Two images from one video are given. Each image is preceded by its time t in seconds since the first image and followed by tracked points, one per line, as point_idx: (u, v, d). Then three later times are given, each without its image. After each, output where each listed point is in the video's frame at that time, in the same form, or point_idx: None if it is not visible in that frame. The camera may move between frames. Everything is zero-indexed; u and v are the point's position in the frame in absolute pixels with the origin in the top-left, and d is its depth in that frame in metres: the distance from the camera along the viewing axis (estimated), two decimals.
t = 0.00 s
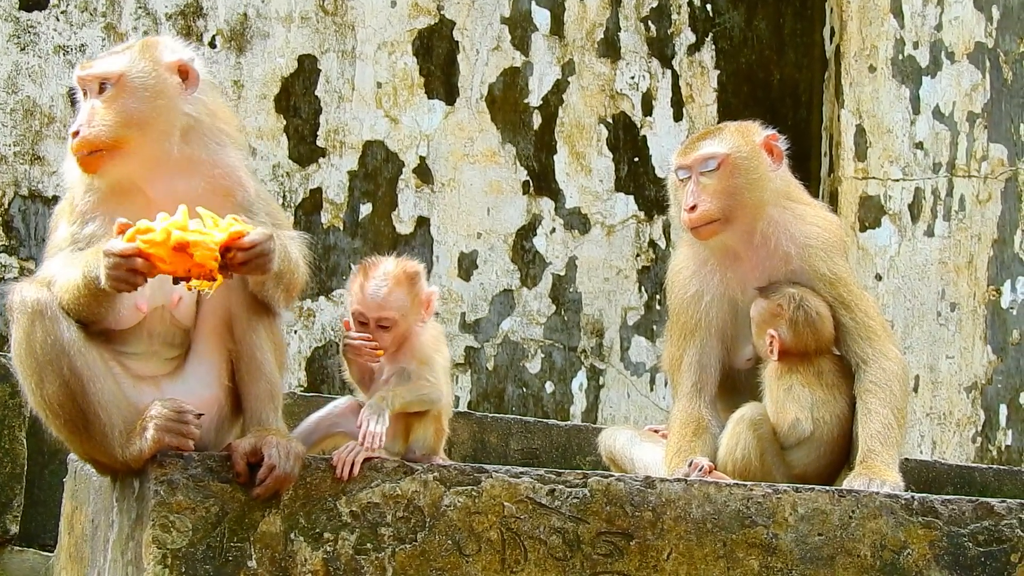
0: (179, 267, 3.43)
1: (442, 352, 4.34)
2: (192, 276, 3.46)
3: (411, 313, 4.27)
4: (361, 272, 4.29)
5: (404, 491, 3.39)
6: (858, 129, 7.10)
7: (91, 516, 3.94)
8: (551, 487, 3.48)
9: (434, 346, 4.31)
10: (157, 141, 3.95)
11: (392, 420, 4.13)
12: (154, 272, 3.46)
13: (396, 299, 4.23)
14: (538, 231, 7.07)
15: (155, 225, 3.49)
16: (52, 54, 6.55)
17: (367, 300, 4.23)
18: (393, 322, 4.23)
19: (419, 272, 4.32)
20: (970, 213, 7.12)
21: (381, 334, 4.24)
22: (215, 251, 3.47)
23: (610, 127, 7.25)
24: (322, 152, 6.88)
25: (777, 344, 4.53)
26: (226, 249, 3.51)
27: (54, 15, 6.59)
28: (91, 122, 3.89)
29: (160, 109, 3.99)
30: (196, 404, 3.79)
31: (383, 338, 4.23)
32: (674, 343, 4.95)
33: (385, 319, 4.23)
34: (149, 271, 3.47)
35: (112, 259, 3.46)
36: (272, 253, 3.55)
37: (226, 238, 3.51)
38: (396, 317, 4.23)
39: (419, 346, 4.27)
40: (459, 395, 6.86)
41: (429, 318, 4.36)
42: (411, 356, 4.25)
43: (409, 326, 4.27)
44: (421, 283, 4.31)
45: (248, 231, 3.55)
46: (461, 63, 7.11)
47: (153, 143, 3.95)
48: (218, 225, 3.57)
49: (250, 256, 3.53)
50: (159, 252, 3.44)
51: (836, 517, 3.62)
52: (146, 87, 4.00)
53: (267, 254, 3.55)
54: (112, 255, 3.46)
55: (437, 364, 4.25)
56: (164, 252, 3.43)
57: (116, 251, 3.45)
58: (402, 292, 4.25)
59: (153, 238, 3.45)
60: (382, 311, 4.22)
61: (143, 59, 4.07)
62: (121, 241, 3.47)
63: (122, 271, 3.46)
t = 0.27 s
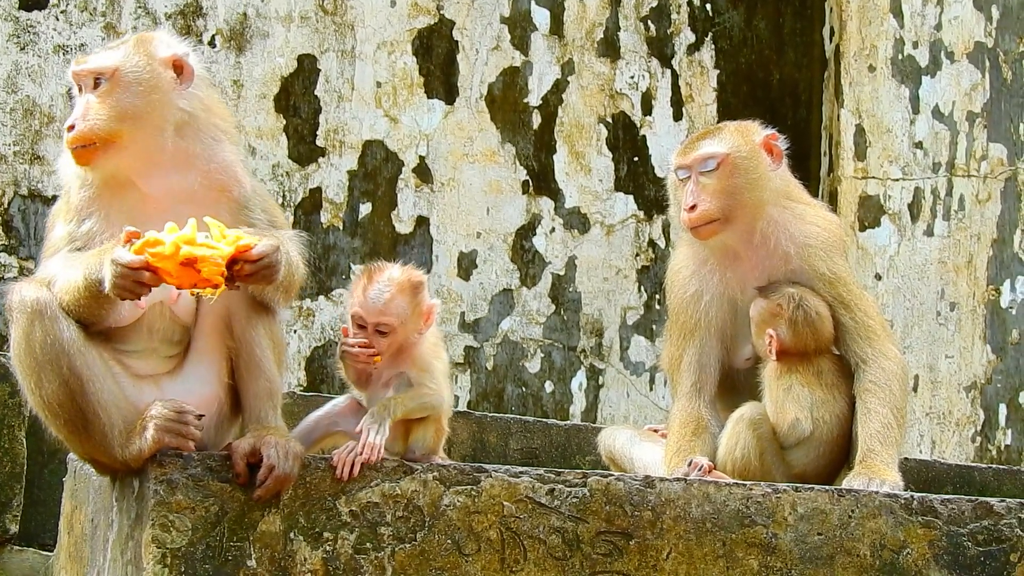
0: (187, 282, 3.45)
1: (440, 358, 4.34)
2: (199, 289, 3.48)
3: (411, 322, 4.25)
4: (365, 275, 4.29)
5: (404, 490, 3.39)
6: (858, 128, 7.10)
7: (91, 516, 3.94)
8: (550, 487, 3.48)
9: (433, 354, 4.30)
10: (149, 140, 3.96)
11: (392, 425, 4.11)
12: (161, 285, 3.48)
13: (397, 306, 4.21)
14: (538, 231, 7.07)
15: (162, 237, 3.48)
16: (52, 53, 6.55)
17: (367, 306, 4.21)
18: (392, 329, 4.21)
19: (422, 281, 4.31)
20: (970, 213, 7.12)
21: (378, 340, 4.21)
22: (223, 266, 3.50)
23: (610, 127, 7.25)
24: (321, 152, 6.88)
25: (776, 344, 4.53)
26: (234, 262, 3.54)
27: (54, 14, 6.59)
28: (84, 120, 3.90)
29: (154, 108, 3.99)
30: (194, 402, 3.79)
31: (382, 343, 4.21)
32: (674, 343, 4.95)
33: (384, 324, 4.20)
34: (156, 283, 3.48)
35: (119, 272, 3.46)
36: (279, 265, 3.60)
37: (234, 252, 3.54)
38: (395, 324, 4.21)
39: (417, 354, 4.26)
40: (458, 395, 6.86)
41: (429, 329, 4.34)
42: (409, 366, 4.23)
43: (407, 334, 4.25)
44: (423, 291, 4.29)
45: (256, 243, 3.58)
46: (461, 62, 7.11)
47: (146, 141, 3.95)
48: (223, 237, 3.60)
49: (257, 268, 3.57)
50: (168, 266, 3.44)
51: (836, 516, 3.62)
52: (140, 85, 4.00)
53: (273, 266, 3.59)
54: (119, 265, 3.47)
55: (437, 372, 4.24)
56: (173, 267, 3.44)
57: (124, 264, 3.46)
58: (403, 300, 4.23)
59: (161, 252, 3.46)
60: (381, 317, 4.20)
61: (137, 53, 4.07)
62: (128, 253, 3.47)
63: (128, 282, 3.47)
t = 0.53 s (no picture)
0: (176, 291, 3.44)
1: (440, 356, 4.37)
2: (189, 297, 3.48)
3: (413, 327, 4.27)
4: (362, 284, 4.26)
5: (403, 490, 3.39)
6: (857, 128, 7.10)
7: (91, 516, 3.94)
8: (550, 486, 3.48)
9: (434, 353, 4.34)
10: (193, 166, 3.94)
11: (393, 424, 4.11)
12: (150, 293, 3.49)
13: (399, 316, 4.23)
14: (537, 230, 7.07)
15: (151, 246, 3.48)
16: (52, 53, 6.55)
17: (369, 320, 4.21)
18: (396, 339, 4.23)
19: (418, 282, 4.31)
20: (969, 213, 7.12)
21: (382, 351, 4.24)
22: (213, 273, 3.48)
23: (609, 126, 7.25)
24: (321, 152, 6.89)
25: (776, 343, 4.53)
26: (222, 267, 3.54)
27: (54, 14, 6.59)
28: (160, 159, 3.80)
29: (201, 132, 3.94)
30: (185, 397, 3.81)
31: (387, 354, 4.23)
32: (674, 342, 4.95)
33: (388, 337, 4.22)
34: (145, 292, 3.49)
35: (109, 281, 3.48)
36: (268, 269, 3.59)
37: (222, 257, 3.54)
38: (398, 334, 4.23)
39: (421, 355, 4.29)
40: (458, 394, 6.86)
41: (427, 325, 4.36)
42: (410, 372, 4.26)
43: (410, 338, 4.27)
44: (421, 294, 4.30)
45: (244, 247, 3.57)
46: (460, 62, 7.11)
47: (187, 166, 3.93)
48: (211, 241, 3.59)
49: (246, 272, 3.57)
50: (156, 276, 3.44)
51: (835, 516, 3.62)
52: (194, 110, 3.91)
53: (262, 270, 3.60)
54: (109, 274, 3.48)
55: (440, 372, 4.28)
56: (161, 277, 3.44)
57: (113, 274, 3.47)
58: (403, 308, 4.23)
59: (150, 261, 3.46)
60: (384, 330, 4.21)
61: (185, 64, 3.91)
62: (116, 263, 3.48)
63: (117, 290, 3.49)
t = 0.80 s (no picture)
0: (190, 304, 3.46)
1: (443, 358, 4.37)
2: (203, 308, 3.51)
3: (419, 323, 4.29)
4: (376, 274, 4.31)
5: (403, 489, 3.40)
6: (858, 127, 7.11)
7: (90, 515, 3.94)
8: (550, 486, 3.48)
9: (437, 354, 4.34)
10: (209, 180, 3.97)
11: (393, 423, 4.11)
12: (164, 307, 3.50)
13: (406, 310, 4.25)
14: (537, 230, 7.07)
15: (166, 262, 3.47)
16: (51, 53, 6.55)
17: (377, 310, 4.24)
18: (402, 332, 4.24)
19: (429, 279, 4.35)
20: (969, 212, 7.12)
21: (387, 343, 4.24)
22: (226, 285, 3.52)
23: (609, 126, 7.24)
24: (321, 151, 6.89)
25: (776, 343, 4.53)
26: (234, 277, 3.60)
27: (53, 14, 6.59)
28: (183, 176, 3.82)
29: (219, 148, 3.97)
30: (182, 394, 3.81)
31: (391, 347, 4.25)
32: (674, 342, 4.95)
33: (394, 328, 4.24)
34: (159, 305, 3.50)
35: (123, 296, 3.49)
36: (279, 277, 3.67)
37: (234, 267, 3.59)
38: (404, 328, 4.25)
39: (424, 353, 4.30)
40: (458, 394, 6.86)
41: (431, 326, 4.39)
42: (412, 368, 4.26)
43: (415, 335, 4.29)
44: (431, 292, 4.33)
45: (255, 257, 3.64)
46: (460, 62, 7.11)
47: (204, 180, 3.96)
48: (221, 251, 3.63)
49: (256, 280, 3.64)
50: (171, 291, 3.45)
51: (835, 515, 3.62)
52: (215, 131, 3.93)
53: (272, 277, 3.67)
54: (123, 288, 3.49)
55: (442, 372, 4.28)
56: (177, 293, 3.45)
57: (128, 289, 3.48)
58: (411, 302, 4.26)
59: (165, 277, 3.46)
60: (391, 321, 4.23)
61: (209, 80, 3.90)
62: (131, 278, 3.48)
63: (132, 304, 3.49)
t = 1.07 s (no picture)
0: (187, 300, 3.46)
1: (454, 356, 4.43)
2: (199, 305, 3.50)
3: (436, 310, 4.39)
4: (401, 258, 4.46)
5: (405, 485, 3.40)
6: (859, 123, 7.08)
7: (93, 511, 3.94)
8: (552, 481, 3.49)
9: (448, 350, 4.40)
10: (219, 187, 3.95)
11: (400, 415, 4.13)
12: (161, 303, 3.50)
13: (426, 292, 4.36)
14: (539, 225, 7.07)
15: (163, 257, 3.49)
16: (53, 48, 6.56)
17: (398, 287, 4.36)
18: (419, 313, 4.34)
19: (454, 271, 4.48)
20: (971, 208, 7.13)
21: (401, 321, 4.33)
22: (224, 282, 3.50)
23: (611, 121, 7.25)
24: (323, 146, 6.89)
25: (777, 338, 4.53)
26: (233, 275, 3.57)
27: (55, 9, 6.59)
28: (192, 185, 3.80)
29: (230, 156, 3.94)
30: (183, 391, 3.82)
31: (406, 326, 4.33)
32: (676, 337, 4.95)
33: (411, 307, 4.34)
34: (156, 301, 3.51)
35: (120, 292, 3.49)
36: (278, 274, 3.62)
37: (232, 265, 3.57)
38: (421, 308, 4.35)
39: (435, 343, 4.38)
40: (460, 389, 6.87)
41: (447, 323, 4.49)
42: (424, 350, 4.34)
43: (430, 323, 4.38)
44: (453, 284, 4.46)
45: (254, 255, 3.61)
46: (462, 57, 7.11)
47: (214, 187, 3.93)
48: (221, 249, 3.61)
49: (254, 279, 3.60)
50: (168, 287, 3.46)
51: (837, 510, 3.63)
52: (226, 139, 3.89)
53: (271, 278, 3.62)
54: (121, 285, 3.49)
55: (451, 365, 4.34)
56: (173, 288, 3.46)
57: (124, 285, 3.48)
58: (432, 286, 4.38)
59: (163, 273, 3.47)
60: (410, 300, 4.34)
61: (221, 90, 3.85)
62: (128, 274, 3.50)
63: (129, 300, 3.50)
